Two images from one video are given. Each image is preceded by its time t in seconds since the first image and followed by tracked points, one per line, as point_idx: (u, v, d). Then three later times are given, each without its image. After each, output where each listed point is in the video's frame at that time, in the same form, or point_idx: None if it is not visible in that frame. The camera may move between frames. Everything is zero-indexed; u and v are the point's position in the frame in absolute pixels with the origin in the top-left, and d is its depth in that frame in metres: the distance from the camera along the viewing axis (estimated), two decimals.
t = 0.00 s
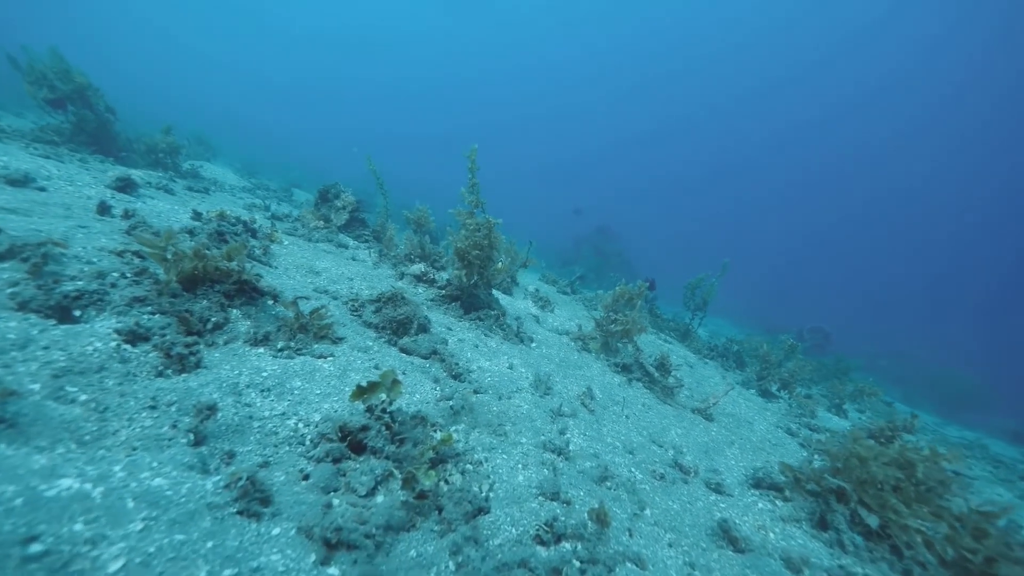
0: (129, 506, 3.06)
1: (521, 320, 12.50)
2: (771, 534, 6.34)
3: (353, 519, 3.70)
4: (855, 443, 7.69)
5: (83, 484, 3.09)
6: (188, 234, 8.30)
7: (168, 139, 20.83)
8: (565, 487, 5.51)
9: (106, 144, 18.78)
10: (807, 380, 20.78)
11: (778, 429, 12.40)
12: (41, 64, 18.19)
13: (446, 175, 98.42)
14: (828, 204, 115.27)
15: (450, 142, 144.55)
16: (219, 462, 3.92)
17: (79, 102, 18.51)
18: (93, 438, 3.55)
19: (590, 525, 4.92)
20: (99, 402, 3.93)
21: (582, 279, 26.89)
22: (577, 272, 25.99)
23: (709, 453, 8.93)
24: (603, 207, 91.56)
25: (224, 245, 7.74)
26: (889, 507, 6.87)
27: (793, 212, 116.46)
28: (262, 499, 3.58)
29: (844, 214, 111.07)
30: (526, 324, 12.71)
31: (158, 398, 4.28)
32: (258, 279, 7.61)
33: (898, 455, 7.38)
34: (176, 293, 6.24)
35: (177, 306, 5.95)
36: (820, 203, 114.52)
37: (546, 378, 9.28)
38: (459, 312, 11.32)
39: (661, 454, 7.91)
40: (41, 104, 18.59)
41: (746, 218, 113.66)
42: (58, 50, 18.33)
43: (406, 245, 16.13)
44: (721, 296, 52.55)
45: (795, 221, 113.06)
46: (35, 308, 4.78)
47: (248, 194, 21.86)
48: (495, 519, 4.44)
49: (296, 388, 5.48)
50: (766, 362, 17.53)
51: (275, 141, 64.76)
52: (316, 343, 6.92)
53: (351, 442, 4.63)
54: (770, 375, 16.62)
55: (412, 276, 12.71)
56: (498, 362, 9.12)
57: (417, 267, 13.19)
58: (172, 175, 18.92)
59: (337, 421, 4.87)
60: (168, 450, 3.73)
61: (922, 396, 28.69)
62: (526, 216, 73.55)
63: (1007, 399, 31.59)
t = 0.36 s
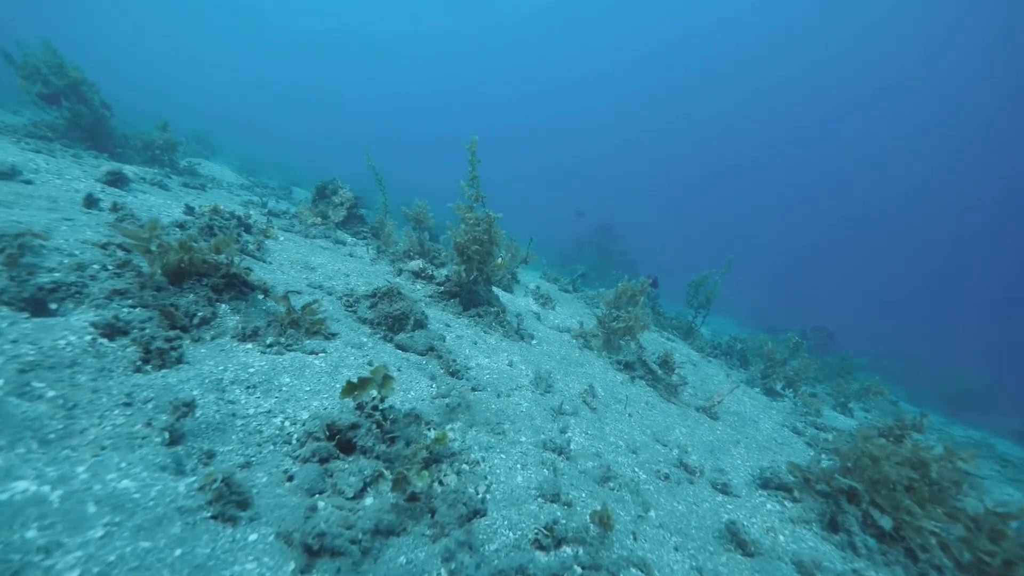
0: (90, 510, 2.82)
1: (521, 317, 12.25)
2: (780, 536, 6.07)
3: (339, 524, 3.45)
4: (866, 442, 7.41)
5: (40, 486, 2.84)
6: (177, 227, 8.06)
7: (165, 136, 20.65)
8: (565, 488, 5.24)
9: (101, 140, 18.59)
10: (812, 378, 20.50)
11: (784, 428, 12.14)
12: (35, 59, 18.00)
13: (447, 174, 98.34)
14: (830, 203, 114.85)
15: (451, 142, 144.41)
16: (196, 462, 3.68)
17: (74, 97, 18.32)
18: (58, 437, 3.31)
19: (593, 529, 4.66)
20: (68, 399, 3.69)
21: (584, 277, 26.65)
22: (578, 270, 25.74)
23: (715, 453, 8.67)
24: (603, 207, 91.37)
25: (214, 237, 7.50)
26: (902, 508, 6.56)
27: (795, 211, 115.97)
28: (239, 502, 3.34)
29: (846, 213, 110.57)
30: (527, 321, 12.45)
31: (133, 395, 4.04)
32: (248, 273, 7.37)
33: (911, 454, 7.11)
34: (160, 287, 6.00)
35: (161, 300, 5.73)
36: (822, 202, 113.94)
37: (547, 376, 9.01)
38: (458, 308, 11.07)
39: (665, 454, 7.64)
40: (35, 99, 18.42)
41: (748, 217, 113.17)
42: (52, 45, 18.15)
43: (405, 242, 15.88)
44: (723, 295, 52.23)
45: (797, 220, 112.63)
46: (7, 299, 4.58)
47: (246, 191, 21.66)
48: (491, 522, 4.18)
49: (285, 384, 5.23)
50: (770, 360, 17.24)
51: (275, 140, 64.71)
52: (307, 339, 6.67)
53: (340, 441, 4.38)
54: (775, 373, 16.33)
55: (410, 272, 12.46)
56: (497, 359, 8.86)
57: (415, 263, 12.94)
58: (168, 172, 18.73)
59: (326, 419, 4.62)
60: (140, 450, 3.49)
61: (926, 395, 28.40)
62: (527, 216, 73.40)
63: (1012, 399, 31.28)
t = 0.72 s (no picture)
0: (41, 522, 2.60)
1: (521, 314, 11.99)
2: (791, 540, 5.80)
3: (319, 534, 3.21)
4: (878, 441, 7.14)
5: None
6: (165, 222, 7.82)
7: (160, 133, 20.43)
8: (565, 492, 4.98)
9: (95, 138, 18.37)
10: (817, 376, 20.23)
11: (790, 426, 11.87)
12: (27, 55, 17.78)
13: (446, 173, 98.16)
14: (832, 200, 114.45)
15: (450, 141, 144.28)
16: (166, 467, 3.44)
17: (67, 95, 18.10)
18: (15, 441, 3.09)
19: (594, 535, 4.40)
20: (30, 400, 3.46)
21: (585, 275, 26.41)
22: (579, 268, 25.53)
23: (720, 452, 8.41)
24: (603, 207, 91.20)
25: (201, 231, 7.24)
26: (917, 510, 6.26)
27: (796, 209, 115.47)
28: (210, 511, 3.11)
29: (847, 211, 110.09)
30: (526, 319, 12.20)
31: (104, 395, 3.81)
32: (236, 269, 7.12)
33: (924, 453, 6.85)
34: (142, 283, 5.76)
35: (141, 296, 5.51)
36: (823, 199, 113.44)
37: (547, 374, 8.75)
38: (456, 305, 10.82)
39: (670, 454, 7.38)
40: (28, 97, 18.19)
41: (749, 215, 112.73)
42: (44, 41, 17.91)
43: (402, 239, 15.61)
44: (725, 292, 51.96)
45: (799, 217, 112.23)
46: None
47: (243, 189, 21.43)
48: (485, 530, 3.93)
49: (270, 384, 4.98)
50: (775, 358, 16.97)
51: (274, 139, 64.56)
52: (296, 336, 6.43)
53: (325, 443, 4.12)
54: (779, 371, 16.07)
55: (407, 269, 12.21)
56: (495, 357, 8.61)
57: (412, 260, 12.69)
58: (163, 170, 18.50)
59: (311, 420, 4.37)
60: (105, 455, 3.26)
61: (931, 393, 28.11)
62: (527, 215, 73.25)
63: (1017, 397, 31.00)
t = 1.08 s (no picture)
0: None
1: (521, 313, 11.76)
2: (804, 546, 5.54)
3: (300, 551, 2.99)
4: (892, 442, 6.88)
5: None
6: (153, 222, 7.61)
7: (156, 135, 20.25)
8: (567, 498, 4.75)
9: (90, 139, 18.19)
10: (823, 373, 19.94)
11: (798, 426, 11.60)
12: (20, 57, 17.59)
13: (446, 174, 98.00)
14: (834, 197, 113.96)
15: (450, 142, 144.21)
16: (138, 479, 3.22)
17: (61, 96, 17.93)
18: None
19: (598, 545, 4.16)
20: None
21: (586, 274, 26.17)
22: (580, 267, 25.27)
23: (727, 453, 8.16)
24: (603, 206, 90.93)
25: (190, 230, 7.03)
26: (936, 513, 5.99)
27: (797, 206, 114.99)
28: (181, 528, 2.89)
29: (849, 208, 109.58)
30: (527, 318, 11.96)
31: (75, 401, 3.59)
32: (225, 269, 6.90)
33: (941, 453, 6.62)
34: (125, 283, 5.54)
35: (124, 297, 5.30)
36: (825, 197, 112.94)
37: (548, 375, 8.51)
38: (454, 305, 10.58)
39: (676, 456, 7.13)
40: (22, 99, 18.02)
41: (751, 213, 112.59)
42: (38, 42, 17.72)
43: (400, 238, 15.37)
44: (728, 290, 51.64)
45: (801, 214, 111.75)
46: None
47: (240, 190, 21.22)
48: (482, 542, 3.69)
49: (256, 388, 4.75)
50: (780, 355, 16.68)
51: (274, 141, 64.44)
52: (287, 338, 6.21)
53: (311, 451, 3.89)
54: (785, 368, 15.80)
55: (405, 268, 11.98)
56: (494, 357, 8.37)
57: (410, 259, 12.45)
58: (159, 171, 18.31)
59: (298, 426, 4.14)
60: (70, 467, 3.04)
61: (937, 391, 27.79)
62: (527, 214, 72.99)
63: None
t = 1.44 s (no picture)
0: None
1: (521, 314, 11.52)
2: (818, 556, 5.30)
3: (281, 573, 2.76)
4: (908, 447, 6.61)
5: None
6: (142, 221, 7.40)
7: (154, 135, 20.06)
8: (570, 509, 4.51)
9: (86, 140, 18.01)
10: (827, 373, 19.67)
11: (805, 428, 11.35)
12: (15, 56, 17.40)
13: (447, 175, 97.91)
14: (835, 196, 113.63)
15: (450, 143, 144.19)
16: (107, 492, 2.99)
17: (57, 97, 17.77)
18: None
19: (603, 560, 3.93)
20: None
21: (587, 274, 25.93)
22: (581, 267, 25.04)
23: (735, 458, 7.90)
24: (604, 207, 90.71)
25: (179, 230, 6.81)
26: (955, 521, 5.72)
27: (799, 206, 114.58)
28: (149, 548, 2.67)
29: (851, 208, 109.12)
30: (528, 319, 11.72)
31: (45, 409, 3.37)
32: (215, 270, 6.68)
33: (959, 458, 6.35)
34: (108, 284, 5.30)
35: (106, 298, 5.06)
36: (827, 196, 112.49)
37: (549, 377, 8.27)
38: (453, 305, 10.35)
39: (682, 461, 6.89)
40: (18, 99, 17.84)
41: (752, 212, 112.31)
42: (32, 42, 17.53)
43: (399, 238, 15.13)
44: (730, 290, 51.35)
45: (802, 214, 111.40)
46: None
47: (238, 191, 21.02)
48: (480, 559, 3.46)
49: (243, 393, 4.52)
50: (785, 356, 16.41)
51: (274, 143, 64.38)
52: (278, 340, 5.99)
53: (298, 461, 3.66)
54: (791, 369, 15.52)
55: (403, 269, 11.76)
56: (494, 359, 8.14)
57: (408, 259, 12.22)
58: (155, 172, 18.12)
59: (284, 433, 3.91)
60: (31, 481, 2.82)
61: (942, 391, 27.51)
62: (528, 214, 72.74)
63: None
